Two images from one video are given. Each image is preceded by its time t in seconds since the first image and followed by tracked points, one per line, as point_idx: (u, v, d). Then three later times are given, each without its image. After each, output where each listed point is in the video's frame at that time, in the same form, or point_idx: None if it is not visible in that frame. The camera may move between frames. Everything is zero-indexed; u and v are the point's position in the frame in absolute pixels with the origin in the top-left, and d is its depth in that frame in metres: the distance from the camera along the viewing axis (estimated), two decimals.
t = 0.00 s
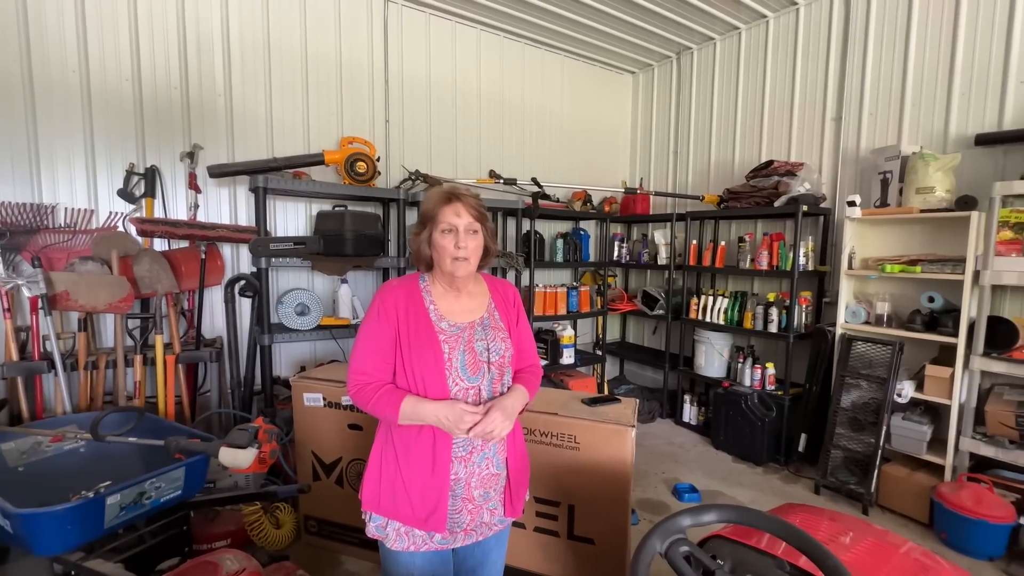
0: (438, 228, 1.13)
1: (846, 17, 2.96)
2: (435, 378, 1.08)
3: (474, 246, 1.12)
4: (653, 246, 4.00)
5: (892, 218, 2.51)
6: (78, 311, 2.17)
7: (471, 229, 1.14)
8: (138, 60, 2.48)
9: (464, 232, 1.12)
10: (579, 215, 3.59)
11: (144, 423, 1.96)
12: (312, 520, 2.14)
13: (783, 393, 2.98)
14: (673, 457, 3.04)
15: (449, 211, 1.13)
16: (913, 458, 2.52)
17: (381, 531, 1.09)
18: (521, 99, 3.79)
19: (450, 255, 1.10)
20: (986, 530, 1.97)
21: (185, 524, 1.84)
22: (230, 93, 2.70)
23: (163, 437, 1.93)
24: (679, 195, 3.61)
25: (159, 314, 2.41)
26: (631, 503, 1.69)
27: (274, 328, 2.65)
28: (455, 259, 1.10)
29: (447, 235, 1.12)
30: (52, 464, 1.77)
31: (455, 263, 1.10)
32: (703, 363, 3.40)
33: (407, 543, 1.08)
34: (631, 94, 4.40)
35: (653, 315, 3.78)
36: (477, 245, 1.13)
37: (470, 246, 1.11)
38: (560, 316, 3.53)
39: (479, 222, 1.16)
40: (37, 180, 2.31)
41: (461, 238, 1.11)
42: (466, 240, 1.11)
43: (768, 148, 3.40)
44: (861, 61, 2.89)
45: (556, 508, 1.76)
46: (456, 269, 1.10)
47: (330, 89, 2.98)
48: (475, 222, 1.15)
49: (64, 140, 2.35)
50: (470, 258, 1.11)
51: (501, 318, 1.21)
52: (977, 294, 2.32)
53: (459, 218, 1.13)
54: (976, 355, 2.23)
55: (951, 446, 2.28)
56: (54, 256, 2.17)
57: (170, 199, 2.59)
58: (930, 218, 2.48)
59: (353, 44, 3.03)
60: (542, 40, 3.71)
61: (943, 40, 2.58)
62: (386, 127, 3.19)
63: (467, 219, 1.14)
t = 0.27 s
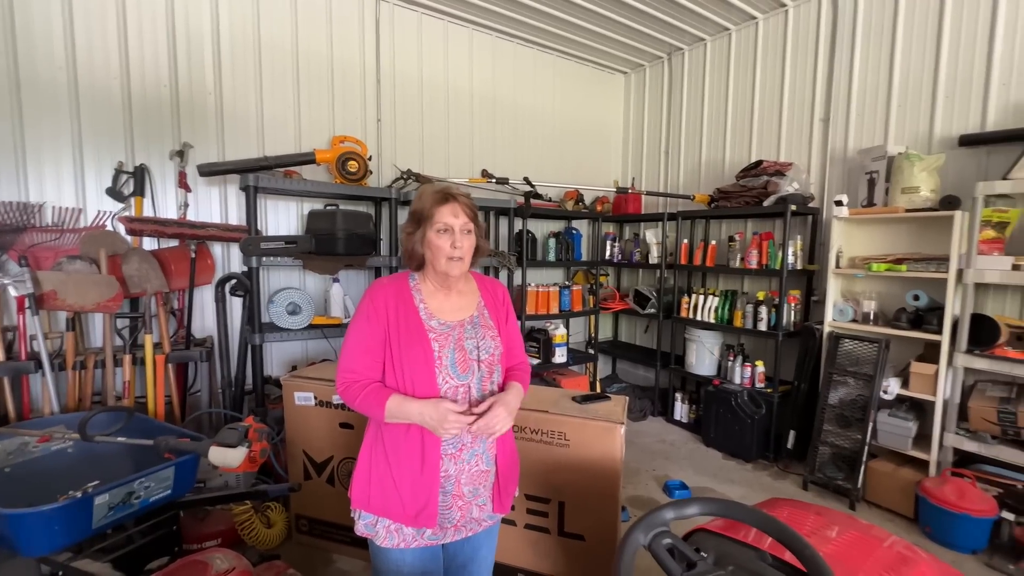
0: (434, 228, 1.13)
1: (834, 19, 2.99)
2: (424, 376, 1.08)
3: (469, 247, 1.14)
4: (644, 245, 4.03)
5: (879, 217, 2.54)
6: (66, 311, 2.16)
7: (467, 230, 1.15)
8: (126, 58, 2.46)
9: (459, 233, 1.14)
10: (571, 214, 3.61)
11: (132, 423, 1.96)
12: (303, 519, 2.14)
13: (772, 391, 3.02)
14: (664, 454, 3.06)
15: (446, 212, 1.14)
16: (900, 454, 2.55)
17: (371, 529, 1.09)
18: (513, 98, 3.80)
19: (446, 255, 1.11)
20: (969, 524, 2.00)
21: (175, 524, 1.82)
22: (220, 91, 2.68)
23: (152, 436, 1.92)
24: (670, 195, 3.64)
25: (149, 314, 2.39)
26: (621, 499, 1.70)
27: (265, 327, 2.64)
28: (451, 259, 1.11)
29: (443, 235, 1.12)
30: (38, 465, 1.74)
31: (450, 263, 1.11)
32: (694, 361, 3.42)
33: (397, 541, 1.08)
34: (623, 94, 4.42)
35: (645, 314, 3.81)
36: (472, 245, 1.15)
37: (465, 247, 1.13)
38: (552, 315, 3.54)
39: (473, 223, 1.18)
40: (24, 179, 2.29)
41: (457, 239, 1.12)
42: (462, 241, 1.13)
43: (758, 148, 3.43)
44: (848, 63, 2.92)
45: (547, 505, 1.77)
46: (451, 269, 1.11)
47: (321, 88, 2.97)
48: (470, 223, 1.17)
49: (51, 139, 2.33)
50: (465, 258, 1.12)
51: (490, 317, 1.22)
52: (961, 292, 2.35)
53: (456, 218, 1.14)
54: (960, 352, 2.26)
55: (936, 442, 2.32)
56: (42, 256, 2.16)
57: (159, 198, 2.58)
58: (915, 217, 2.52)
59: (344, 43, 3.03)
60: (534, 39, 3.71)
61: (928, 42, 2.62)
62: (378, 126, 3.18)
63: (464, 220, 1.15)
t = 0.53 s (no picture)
0: (436, 230, 1.14)
1: (829, 20, 3.00)
2: (424, 376, 1.09)
3: (470, 250, 1.16)
4: (641, 245, 4.04)
5: (873, 217, 2.56)
6: (64, 311, 2.16)
7: (468, 233, 1.17)
8: (124, 59, 2.47)
9: (461, 236, 1.15)
10: (568, 214, 3.62)
11: (131, 423, 1.96)
12: (301, 519, 2.15)
13: (768, 390, 3.03)
14: (661, 453, 3.08)
15: (449, 215, 1.15)
16: (894, 453, 2.57)
17: (371, 531, 1.10)
18: (510, 99, 3.81)
19: (448, 258, 1.12)
20: (962, 522, 2.02)
21: (173, 524, 1.82)
22: (218, 92, 2.69)
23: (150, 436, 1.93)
24: (667, 195, 3.65)
25: (147, 314, 2.40)
26: (617, 498, 1.72)
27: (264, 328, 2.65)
28: (452, 261, 1.13)
29: (445, 238, 1.13)
30: (38, 465, 1.75)
31: (452, 265, 1.13)
32: (691, 361, 3.44)
33: (397, 542, 1.09)
34: (620, 95, 4.43)
35: (642, 314, 3.82)
36: (473, 248, 1.17)
37: (467, 250, 1.15)
38: (549, 315, 3.55)
39: (473, 226, 1.20)
40: (22, 180, 2.29)
41: (459, 242, 1.14)
42: (464, 244, 1.14)
43: (754, 149, 3.45)
44: (843, 64, 2.94)
45: (543, 504, 1.79)
46: (451, 272, 1.13)
47: (319, 89, 2.98)
48: (471, 227, 1.18)
49: (49, 140, 2.33)
50: (466, 261, 1.14)
51: (487, 317, 1.24)
52: (954, 292, 2.37)
53: (458, 222, 1.15)
54: (953, 351, 2.28)
55: (929, 440, 2.34)
56: (40, 256, 2.16)
57: (157, 199, 2.58)
58: (909, 218, 2.54)
59: (342, 44, 3.03)
60: (531, 40, 3.72)
61: (922, 44, 2.64)
62: (376, 127, 3.19)
63: (466, 223, 1.16)
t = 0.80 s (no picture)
0: (441, 229, 1.14)
1: (827, 19, 3.02)
2: (435, 375, 1.10)
3: (473, 249, 1.17)
4: (641, 244, 4.05)
5: (871, 216, 2.57)
6: (66, 310, 2.17)
7: (471, 233, 1.18)
8: (124, 59, 2.48)
9: (465, 235, 1.16)
10: (567, 213, 3.63)
11: (132, 421, 1.98)
12: (302, 517, 2.16)
13: (767, 388, 3.05)
14: (660, 451, 3.09)
15: (454, 214, 1.15)
16: (892, 450, 2.58)
17: (378, 534, 1.10)
18: (509, 98, 3.82)
19: (453, 257, 1.13)
20: (958, 518, 2.03)
21: (176, 521, 1.85)
22: (218, 92, 2.70)
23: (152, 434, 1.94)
24: (666, 194, 3.66)
25: (148, 313, 2.41)
26: (616, 495, 1.73)
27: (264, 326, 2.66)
28: (456, 261, 1.14)
29: (449, 237, 1.14)
30: (42, 463, 1.76)
31: (455, 264, 1.14)
32: (690, 359, 3.45)
33: (407, 542, 1.10)
34: (619, 94, 4.44)
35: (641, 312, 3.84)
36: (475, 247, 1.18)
37: (470, 249, 1.16)
38: (549, 314, 3.56)
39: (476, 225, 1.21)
40: (24, 179, 2.31)
41: (463, 241, 1.15)
42: (467, 243, 1.15)
43: (753, 148, 3.46)
44: (841, 63, 2.96)
45: (543, 501, 1.80)
46: (455, 270, 1.14)
47: (319, 88, 2.99)
48: (474, 225, 1.19)
49: (50, 140, 2.34)
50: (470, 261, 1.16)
51: (487, 314, 1.28)
52: (951, 290, 2.38)
53: (462, 221, 1.16)
54: (950, 349, 2.30)
55: (927, 438, 2.35)
56: (42, 255, 2.18)
57: (158, 199, 2.60)
58: (906, 216, 2.55)
59: (342, 44, 3.04)
60: (530, 39, 3.73)
61: (919, 43, 2.65)
62: (375, 127, 3.20)
63: (469, 223, 1.17)
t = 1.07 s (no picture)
0: (440, 231, 1.15)
1: (823, 21, 3.03)
2: (435, 376, 1.12)
3: (471, 250, 1.18)
4: (638, 244, 4.07)
5: (866, 216, 2.59)
6: (64, 311, 2.18)
7: (469, 234, 1.18)
8: (122, 60, 2.48)
9: (464, 237, 1.17)
10: (565, 214, 3.64)
11: (132, 421, 1.98)
12: (301, 516, 2.17)
13: (764, 387, 3.06)
14: (657, 450, 3.11)
15: (451, 216, 1.16)
16: (887, 449, 2.60)
17: (379, 533, 1.10)
18: (507, 99, 3.83)
19: (451, 258, 1.14)
20: (952, 516, 2.05)
21: (175, 521, 1.85)
22: (216, 93, 2.70)
23: (151, 435, 1.95)
24: (663, 194, 3.68)
25: (146, 314, 2.42)
26: (613, 493, 1.74)
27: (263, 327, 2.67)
28: (454, 262, 1.15)
29: (448, 239, 1.15)
30: (41, 463, 1.76)
31: (453, 265, 1.15)
32: (687, 359, 3.47)
33: (407, 541, 1.11)
34: (617, 94, 4.46)
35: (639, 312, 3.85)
36: (473, 248, 1.19)
37: (468, 250, 1.17)
38: (547, 313, 3.57)
39: (474, 226, 1.21)
40: (21, 180, 2.31)
41: (461, 243, 1.16)
42: (465, 245, 1.16)
43: (749, 148, 3.48)
44: (837, 64, 2.97)
45: (541, 499, 1.81)
46: (453, 271, 1.15)
47: (317, 89, 3.00)
48: (472, 227, 1.20)
49: (48, 141, 2.35)
50: (468, 262, 1.17)
51: (486, 314, 1.29)
52: (945, 289, 2.40)
53: (460, 223, 1.17)
54: (944, 348, 2.32)
55: (921, 436, 2.37)
56: (40, 256, 2.18)
57: (156, 199, 2.60)
58: (901, 216, 2.57)
59: (340, 45, 3.05)
60: (527, 40, 3.74)
61: (915, 44, 2.67)
62: (373, 127, 3.21)
63: (467, 224, 1.18)
